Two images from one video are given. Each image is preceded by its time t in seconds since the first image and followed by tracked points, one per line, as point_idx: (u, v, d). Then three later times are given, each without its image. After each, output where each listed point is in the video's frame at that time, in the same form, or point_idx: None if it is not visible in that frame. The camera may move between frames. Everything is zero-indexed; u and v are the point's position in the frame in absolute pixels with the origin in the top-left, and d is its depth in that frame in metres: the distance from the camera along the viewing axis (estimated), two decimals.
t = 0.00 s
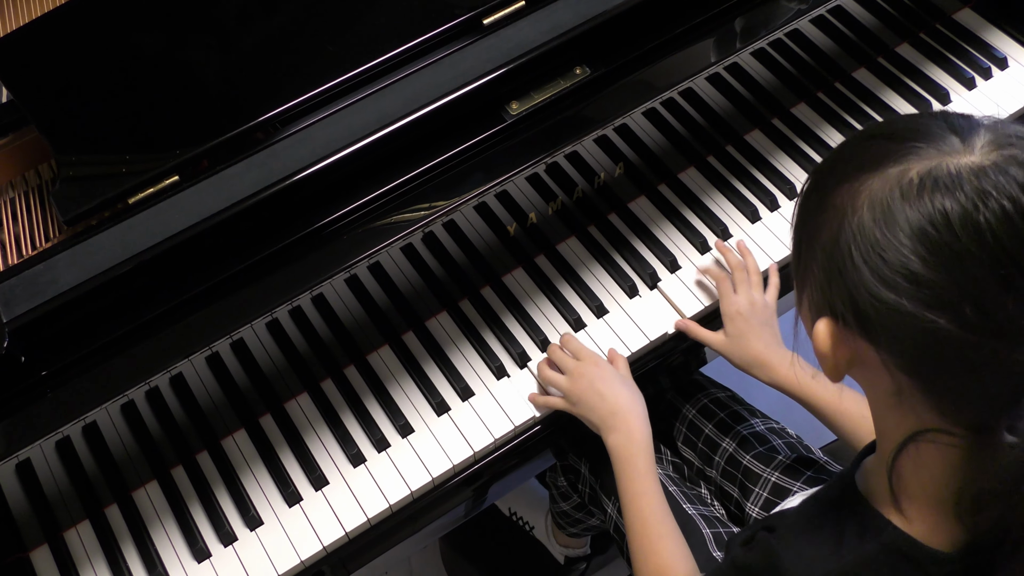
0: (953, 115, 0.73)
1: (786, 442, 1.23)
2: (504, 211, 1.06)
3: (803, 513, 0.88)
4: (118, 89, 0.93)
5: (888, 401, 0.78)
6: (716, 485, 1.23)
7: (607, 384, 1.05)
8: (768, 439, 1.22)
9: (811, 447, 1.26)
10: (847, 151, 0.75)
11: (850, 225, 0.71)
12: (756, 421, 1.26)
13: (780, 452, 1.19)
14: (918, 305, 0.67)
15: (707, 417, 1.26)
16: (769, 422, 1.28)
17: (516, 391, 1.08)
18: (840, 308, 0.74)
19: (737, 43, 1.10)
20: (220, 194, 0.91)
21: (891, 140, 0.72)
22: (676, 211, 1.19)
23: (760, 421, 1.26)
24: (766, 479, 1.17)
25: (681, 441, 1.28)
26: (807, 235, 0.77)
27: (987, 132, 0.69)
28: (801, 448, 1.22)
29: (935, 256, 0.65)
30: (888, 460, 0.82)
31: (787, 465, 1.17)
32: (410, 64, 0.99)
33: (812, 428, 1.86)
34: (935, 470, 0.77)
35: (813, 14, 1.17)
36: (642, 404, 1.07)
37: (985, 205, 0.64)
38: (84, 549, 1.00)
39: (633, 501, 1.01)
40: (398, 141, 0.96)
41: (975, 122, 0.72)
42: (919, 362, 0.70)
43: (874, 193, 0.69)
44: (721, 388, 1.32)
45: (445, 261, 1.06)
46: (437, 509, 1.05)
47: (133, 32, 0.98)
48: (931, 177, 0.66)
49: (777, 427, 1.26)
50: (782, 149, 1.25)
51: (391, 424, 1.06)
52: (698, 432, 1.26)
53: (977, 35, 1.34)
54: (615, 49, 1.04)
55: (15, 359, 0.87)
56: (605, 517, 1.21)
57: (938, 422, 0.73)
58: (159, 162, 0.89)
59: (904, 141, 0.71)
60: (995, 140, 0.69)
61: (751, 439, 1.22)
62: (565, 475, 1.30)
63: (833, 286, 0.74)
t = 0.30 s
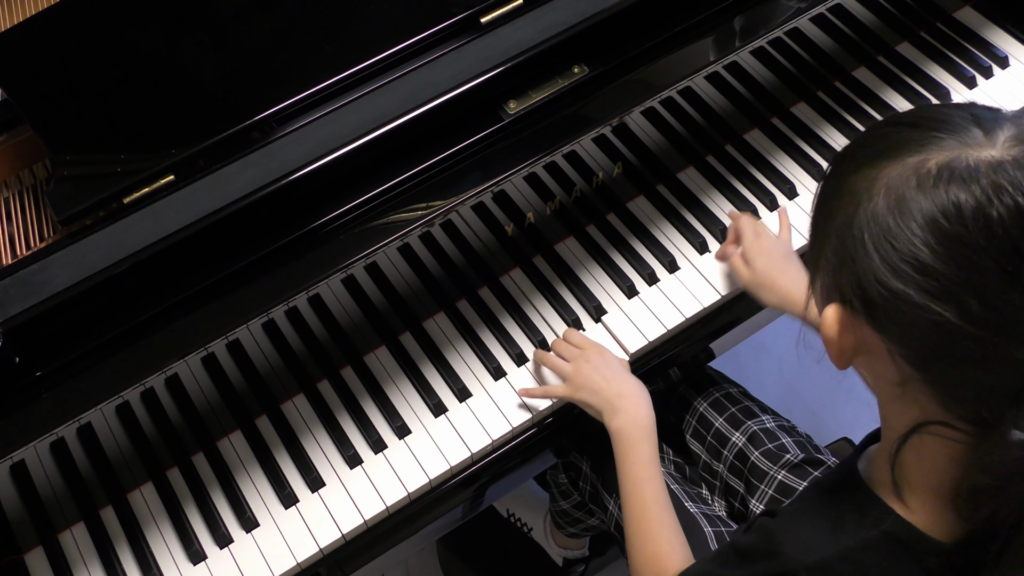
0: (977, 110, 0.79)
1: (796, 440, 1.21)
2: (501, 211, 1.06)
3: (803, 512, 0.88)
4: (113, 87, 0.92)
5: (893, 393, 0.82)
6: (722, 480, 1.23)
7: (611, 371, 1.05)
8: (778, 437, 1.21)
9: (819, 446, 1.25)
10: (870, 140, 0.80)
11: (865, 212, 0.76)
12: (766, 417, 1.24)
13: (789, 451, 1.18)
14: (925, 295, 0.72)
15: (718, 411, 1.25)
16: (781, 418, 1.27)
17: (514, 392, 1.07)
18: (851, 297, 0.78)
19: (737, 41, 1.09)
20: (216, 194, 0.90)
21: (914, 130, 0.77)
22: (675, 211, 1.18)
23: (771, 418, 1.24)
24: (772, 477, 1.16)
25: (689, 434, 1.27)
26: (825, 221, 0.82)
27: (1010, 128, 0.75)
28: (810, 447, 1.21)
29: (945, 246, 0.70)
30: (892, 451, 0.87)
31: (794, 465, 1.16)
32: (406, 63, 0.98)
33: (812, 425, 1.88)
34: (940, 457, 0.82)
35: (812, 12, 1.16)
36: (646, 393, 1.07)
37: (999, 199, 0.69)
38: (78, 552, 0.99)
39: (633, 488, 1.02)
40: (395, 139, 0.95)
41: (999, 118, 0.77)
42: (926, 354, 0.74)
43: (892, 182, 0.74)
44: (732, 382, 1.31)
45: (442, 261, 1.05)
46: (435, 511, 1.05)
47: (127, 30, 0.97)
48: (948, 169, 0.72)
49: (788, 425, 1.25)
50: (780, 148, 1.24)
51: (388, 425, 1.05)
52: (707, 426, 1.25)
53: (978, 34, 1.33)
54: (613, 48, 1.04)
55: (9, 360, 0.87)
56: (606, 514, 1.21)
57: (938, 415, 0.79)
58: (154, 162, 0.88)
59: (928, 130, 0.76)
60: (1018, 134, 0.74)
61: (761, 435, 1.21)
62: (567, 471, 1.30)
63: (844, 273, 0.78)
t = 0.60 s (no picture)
0: (993, 94, 0.78)
1: (791, 440, 1.20)
2: (499, 211, 1.05)
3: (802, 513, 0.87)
4: (107, 86, 0.92)
5: (894, 378, 0.84)
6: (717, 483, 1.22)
7: (615, 386, 1.04)
8: (773, 437, 1.20)
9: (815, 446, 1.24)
10: (882, 124, 0.80)
11: (878, 196, 0.76)
12: (761, 417, 1.24)
13: (784, 451, 1.18)
14: (938, 282, 0.72)
15: (711, 412, 1.25)
16: (775, 419, 1.26)
17: (512, 394, 1.06)
18: (860, 282, 0.79)
19: (738, 40, 1.08)
20: (211, 193, 0.89)
21: (929, 116, 0.77)
22: (674, 211, 1.17)
23: (765, 418, 1.24)
24: (768, 477, 1.15)
25: (684, 436, 1.26)
26: (835, 202, 0.81)
27: None
28: (806, 447, 1.20)
29: (961, 232, 0.70)
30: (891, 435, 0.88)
31: (789, 464, 1.15)
32: (403, 62, 0.98)
33: (811, 427, 1.87)
34: (940, 442, 0.83)
35: (812, 11, 1.14)
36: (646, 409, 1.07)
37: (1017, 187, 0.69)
38: (73, 554, 0.99)
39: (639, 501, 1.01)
40: (392, 139, 0.95)
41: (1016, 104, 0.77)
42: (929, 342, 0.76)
43: (906, 167, 0.74)
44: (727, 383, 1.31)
45: (439, 262, 1.04)
46: (432, 513, 1.04)
47: (122, 29, 0.96)
48: (965, 156, 0.71)
49: (782, 425, 1.24)
50: (780, 148, 1.24)
51: (385, 427, 1.04)
52: (702, 427, 1.24)
53: (979, 33, 1.32)
54: (610, 48, 1.04)
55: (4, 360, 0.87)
56: (603, 517, 1.21)
57: (939, 403, 0.80)
58: (149, 161, 0.88)
59: (942, 117, 0.76)
60: None
61: (755, 436, 1.20)
62: (562, 474, 1.28)
63: (855, 259, 0.78)
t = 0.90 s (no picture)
0: (958, 74, 0.83)
1: (790, 442, 1.20)
2: (497, 211, 1.04)
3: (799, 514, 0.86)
4: (102, 84, 0.91)
5: (879, 350, 0.87)
6: (717, 485, 1.21)
7: (615, 398, 1.03)
8: (772, 439, 1.20)
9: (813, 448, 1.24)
10: (850, 103, 0.85)
11: (853, 165, 0.79)
12: (760, 419, 1.24)
13: (784, 452, 1.17)
14: (923, 245, 0.75)
15: (711, 414, 1.24)
16: (774, 421, 1.26)
17: (510, 396, 1.06)
18: (844, 258, 0.81)
19: (737, 39, 1.07)
20: (207, 194, 0.89)
21: (894, 89, 0.82)
22: (673, 210, 1.17)
23: (764, 419, 1.23)
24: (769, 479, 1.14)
25: (683, 438, 1.26)
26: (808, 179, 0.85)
27: (985, 85, 0.79)
28: (804, 448, 1.20)
29: (937, 195, 0.74)
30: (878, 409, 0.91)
31: (790, 466, 1.14)
32: (399, 61, 0.97)
33: (812, 429, 1.86)
34: (926, 413, 0.86)
35: (812, 10, 1.14)
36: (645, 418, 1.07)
37: (988, 147, 0.74)
38: (68, 557, 0.98)
39: (642, 514, 1.00)
40: (389, 139, 0.94)
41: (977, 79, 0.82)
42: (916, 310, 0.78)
43: (877, 137, 0.79)
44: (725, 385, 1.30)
45: (437, 263, 1.04)
46: (429, 515, 1.03)
47: (118, 28, 0.96)
48: (933, 123, 0.76)
49: (782, 427, 1.24)
50: (779, 147, 1.24)
51: (382, 428, 1.04)
52: (701, 429, 1.24)
53: (979, 31, 1.32)
54: (609, 46, 1.03)
55: None
56: (602, 519, 1.20)
57: (924, 367, 0.83)
58: (144, 161, 0.87)
59: (906, 90, 0.81)
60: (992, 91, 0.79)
61: (754, 438, 1.20)
62: (561, 475, 1.28)
63: (834, 233, 0.82)
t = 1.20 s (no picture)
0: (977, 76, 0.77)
1: (789, 444, 1.20)
2: (495, 210, 1.03)
3: (794, 514, 0.86)
4: (96, 84, 0.90)
5: (884, 359, 0.81)
6: (716, 488, 1.21)
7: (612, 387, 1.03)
8: (771, 442, 1.19)
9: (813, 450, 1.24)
10: (860, 105, 0.79)
11: (871, 177, 0.74)
12: (759, 422, 1.23)
13: (783, 455, 1.17)
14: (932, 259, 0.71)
15: (710, 417, 1.23)
16: (772, 423, 1.26)
17: (508, 396, 1.05)
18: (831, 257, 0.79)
19: (735, 38, 1.06)
20: (203, 193, 0.88)
21: (911, 92, 0.76)
22: (671, 209, 1.16)
23: (762, 422, 1.23)
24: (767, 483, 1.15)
25: (682, 441, 1.25)
26: (819, 188, 0.80)
27: (1008, 89, 0.74)
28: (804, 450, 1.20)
29: (959, 204, 0.69)
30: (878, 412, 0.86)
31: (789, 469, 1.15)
32: (394, 61, 0.94)
33: (811, 430, 1.85)
34: (926, 425, 0.83)
35: (812, 8, 1.13)
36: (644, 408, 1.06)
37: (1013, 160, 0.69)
38: (62, 558, 0.97)
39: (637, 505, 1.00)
40: (387, 138, 0.94)
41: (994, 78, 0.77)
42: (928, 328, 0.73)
43: (893, 146, 0.73)
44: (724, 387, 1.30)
45: (435, 263, 1.03)
46: (426, 517, 1.02)
47: (113, 27, 0.95)
48: (954, 134, 0.70)
49: (780, 429, 1.24)
50: (780, 146, 1.22)
51: (379, 429, 1.03)
52: (699, 432, 1.23)
53: (981, 30, 1.31)
54: (607, 45, 1.02)
55: None
56: (600, 521, 1.20)
57: (929, 378, 0.79)
58: (140, 160, 0.86)
59: (925, 95, 0.75)
60: (1013, 95, 0.73)
61: (753, 441, 1.20)
62: (560, 476, 1.29)
63: (848, 245, 0.76)
